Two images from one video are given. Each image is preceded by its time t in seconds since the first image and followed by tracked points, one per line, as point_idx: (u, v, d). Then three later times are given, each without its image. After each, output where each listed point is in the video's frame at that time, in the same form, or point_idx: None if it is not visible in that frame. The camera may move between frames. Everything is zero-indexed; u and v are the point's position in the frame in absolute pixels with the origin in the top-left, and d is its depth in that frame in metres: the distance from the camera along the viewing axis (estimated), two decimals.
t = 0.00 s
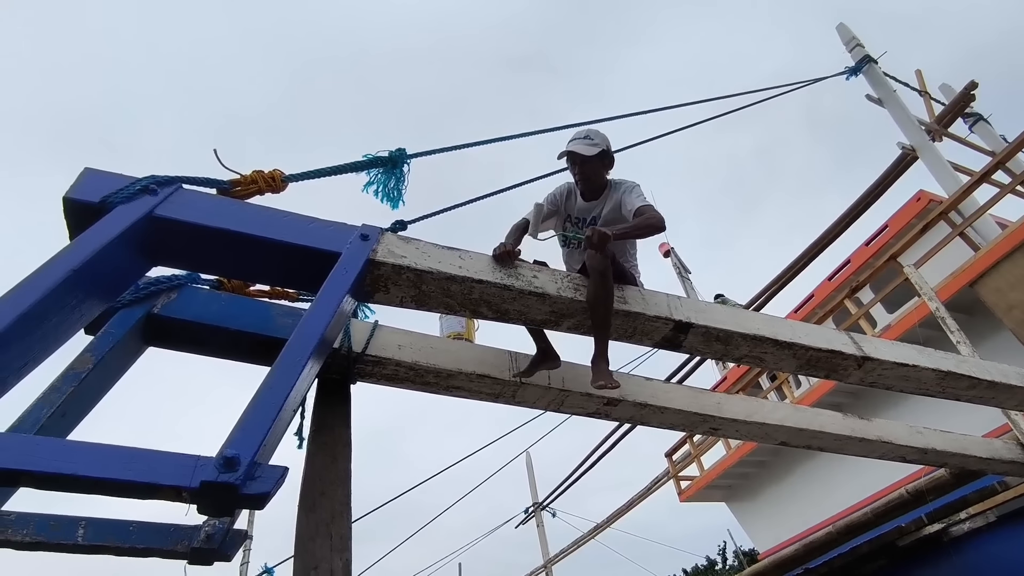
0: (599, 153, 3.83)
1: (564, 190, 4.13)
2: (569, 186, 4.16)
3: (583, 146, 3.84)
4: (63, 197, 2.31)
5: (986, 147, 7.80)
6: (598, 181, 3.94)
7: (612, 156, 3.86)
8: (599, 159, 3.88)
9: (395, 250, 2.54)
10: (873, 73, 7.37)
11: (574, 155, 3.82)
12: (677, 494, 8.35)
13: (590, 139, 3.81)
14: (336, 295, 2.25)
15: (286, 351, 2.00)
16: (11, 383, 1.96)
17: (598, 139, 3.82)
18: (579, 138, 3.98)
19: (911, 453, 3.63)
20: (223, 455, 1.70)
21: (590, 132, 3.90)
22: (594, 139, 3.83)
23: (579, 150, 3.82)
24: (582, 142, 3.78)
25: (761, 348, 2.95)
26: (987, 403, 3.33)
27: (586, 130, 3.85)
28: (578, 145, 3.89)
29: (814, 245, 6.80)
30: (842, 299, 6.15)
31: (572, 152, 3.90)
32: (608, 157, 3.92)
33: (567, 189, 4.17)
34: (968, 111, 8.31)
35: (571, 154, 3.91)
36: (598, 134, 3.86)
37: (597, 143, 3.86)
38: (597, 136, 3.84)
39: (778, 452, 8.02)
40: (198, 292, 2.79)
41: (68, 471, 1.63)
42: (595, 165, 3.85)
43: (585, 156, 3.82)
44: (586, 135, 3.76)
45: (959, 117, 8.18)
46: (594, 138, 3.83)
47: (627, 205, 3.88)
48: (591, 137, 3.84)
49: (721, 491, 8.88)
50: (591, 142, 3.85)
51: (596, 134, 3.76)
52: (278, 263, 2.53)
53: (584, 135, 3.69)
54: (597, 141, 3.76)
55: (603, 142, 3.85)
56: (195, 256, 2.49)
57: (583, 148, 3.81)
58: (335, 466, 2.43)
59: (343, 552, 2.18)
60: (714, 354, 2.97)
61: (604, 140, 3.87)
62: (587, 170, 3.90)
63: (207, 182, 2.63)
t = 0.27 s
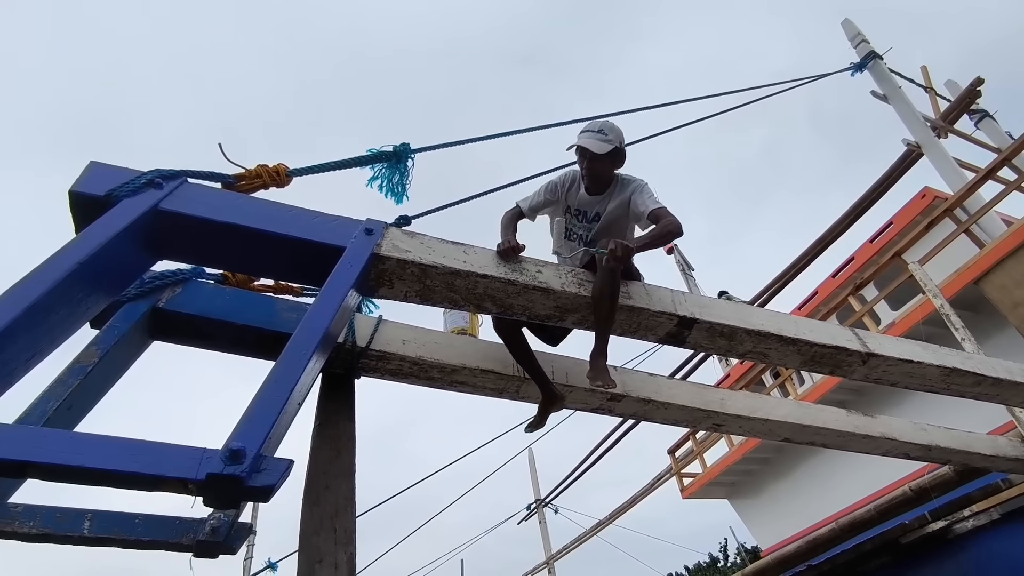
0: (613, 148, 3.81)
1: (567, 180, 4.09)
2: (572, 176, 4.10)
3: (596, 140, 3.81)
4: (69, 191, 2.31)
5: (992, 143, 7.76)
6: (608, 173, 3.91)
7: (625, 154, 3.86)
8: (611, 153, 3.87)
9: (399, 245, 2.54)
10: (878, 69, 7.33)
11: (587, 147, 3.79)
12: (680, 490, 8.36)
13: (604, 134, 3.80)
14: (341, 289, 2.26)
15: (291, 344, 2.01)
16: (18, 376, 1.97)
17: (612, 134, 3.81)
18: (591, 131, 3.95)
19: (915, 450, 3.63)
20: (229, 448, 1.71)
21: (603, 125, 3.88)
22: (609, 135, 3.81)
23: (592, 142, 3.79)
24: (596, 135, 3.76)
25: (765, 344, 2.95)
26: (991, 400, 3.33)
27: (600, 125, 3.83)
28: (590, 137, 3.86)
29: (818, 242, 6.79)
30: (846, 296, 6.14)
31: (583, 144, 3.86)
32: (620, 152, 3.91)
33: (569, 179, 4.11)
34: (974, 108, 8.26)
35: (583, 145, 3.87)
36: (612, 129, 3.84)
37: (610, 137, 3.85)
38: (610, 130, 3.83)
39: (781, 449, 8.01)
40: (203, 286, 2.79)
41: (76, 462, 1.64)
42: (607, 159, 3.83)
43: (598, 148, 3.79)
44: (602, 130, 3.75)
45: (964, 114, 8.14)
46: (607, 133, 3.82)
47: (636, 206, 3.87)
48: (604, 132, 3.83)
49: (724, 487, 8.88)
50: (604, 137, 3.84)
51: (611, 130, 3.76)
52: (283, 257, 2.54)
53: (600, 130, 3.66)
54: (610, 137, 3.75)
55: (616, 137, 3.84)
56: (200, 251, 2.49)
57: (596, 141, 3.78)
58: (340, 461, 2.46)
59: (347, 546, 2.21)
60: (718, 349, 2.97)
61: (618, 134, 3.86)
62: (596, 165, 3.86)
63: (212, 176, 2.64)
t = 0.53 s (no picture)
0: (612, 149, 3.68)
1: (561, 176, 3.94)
2: (567, 173, 3.95)
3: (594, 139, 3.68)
4: (75, 182, 2.32)
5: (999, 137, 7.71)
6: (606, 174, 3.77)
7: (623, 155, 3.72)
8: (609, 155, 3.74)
9: (405, 237, 2.56)
10: (884, 61, 7.29)
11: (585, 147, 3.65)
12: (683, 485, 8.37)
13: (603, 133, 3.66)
14: (347, 280, 2.27)
15: (298, 335, 2.01)
16: (26, 366, 1.98)
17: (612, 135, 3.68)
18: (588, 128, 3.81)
19: (920, 443, 3.63)
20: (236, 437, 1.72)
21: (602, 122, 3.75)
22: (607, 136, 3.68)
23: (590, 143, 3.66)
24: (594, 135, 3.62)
25: (770, 336, 2.95)
26: (998, 394, 3.32)
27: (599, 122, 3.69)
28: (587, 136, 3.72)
29: (823, 235, 6.76)
30: (851, 290, 6.12)
31: (580, 143, 3.72)
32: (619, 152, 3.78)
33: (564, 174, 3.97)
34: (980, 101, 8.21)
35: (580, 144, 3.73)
36: (612, 128, 3.71)
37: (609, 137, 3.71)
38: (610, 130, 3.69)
39: (785, 444, 8.01)
40: (208, 278, 2.80)
41: (85, 452, 1.65)
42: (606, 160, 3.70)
43: (596, 150, 3.66)
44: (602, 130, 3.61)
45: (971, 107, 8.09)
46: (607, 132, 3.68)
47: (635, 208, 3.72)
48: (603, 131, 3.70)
49: (728, 482, 8.89)
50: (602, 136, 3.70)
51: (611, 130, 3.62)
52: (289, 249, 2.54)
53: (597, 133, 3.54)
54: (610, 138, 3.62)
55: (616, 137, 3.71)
56: (207, 242, 2.50)
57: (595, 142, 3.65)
58: (345, 453, 2.48)
59: (353, 537, 2.23)
60: (723, 342, 2.98)
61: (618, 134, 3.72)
62: (594, 166, 3.73)
63: (218, 168, 2.64)
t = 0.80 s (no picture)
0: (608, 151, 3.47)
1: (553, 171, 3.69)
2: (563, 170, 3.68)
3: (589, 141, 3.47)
4: (83, 173, 2.32)
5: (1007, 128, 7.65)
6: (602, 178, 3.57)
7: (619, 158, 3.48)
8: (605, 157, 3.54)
9: (411, 228, 2.58)
10: (892, 52, 7.23)
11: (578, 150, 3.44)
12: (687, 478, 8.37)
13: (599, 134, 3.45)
14: (355, 271, 2.27)
15: (307, 325, 2.02)
16: (36, 357, 1.99)
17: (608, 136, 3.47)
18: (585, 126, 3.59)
19: (926, 436, 3.63)
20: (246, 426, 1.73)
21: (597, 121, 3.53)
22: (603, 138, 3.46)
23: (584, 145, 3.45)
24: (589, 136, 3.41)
25: (777, 328, 2.95)
26: (1003, 385, 3.32)
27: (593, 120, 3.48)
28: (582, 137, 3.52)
29: (830, 227, 6.73)
30: (858, 282, 6.09)
31: (575, 144, 3.50)
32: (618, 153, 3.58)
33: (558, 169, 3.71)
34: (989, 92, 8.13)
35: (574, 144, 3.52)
36: (608, 128, 3.50)
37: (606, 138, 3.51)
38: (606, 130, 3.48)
39: (790, 437, 8.00)
40: (215, 269, 2.81)
41: (95, 441, 1.66)
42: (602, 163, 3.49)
43: (591, 153, 3.46)
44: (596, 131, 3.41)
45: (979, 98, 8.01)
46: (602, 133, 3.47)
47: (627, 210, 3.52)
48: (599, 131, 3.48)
49: (732, 475, 8.89)
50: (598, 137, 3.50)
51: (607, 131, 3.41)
52: (295, 240, 2.55)
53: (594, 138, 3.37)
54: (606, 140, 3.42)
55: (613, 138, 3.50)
56: (214, 234, 2.51)
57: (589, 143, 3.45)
58: (352, 444, 2.50)
59: (360, 527, 2.25)
60: (730, 333, 2.98)
61: (615, 134, 3.51)
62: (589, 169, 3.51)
63: (224, 159, 2.64)
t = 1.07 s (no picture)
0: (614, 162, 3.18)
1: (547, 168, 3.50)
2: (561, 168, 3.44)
3: (593, 151, 3.19)
4: (91, 166, 2.33)
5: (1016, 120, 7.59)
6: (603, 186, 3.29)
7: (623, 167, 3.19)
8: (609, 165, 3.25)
9: (419, 222, 2.59)
10: (899, 43, 7.17)
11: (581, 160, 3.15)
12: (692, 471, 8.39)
13: (604, 144, 3.15)
14: (362, 264, 2.28)
15: (315, 317, 2.03)
16: (47, 349, 2.01)
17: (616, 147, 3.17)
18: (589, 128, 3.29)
19: (934, 429, 3.62)
20: (256, 418, 1.74)
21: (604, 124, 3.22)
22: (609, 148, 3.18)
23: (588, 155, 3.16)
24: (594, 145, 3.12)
25: (784, 321, 2.95)
26: (1011, 378, 3.32)
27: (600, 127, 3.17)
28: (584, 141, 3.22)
29: (836, 220, 6.70)
30: (864, 275, 6.07)
31: (580, 150, 3.22)
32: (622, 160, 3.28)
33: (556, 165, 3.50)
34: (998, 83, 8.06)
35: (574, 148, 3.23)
36: (616, 137, 3.18)
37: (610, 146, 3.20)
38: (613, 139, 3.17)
39: (795, 430, 8.00)
40: (223, 263, 2.82)
41: (107, 432, 1.67)
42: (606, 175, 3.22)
43: (595, 164, 3.18)
44: (603, 141, 3.10)
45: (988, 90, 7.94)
46: (606, 141, 3.17)
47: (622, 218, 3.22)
48: (603, 138, 3.18)
49: (737, 468, 8.89)
50: (603, 145, 3.20)
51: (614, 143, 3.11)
52: (303, 233, 2.56)
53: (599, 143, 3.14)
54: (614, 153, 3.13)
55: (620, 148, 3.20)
56: (222, 227, 2.52)
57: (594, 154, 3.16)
58: (360, 436, 2.51)
59: (368, 519, 2.27)
60: (737, 326, 2.98)
61: (623, 141, 3.21)
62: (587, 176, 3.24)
63: (231, 152, 2.64)
